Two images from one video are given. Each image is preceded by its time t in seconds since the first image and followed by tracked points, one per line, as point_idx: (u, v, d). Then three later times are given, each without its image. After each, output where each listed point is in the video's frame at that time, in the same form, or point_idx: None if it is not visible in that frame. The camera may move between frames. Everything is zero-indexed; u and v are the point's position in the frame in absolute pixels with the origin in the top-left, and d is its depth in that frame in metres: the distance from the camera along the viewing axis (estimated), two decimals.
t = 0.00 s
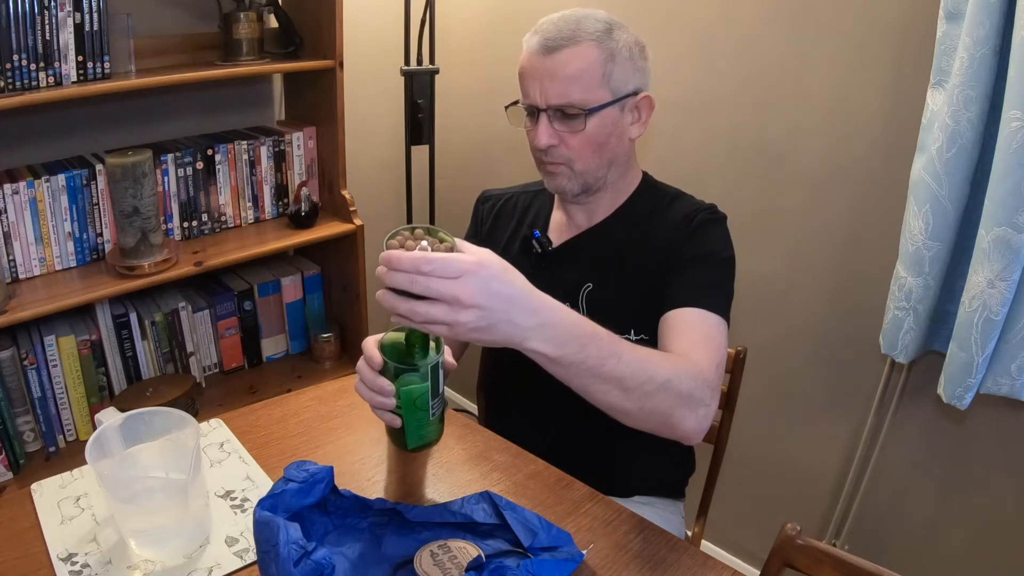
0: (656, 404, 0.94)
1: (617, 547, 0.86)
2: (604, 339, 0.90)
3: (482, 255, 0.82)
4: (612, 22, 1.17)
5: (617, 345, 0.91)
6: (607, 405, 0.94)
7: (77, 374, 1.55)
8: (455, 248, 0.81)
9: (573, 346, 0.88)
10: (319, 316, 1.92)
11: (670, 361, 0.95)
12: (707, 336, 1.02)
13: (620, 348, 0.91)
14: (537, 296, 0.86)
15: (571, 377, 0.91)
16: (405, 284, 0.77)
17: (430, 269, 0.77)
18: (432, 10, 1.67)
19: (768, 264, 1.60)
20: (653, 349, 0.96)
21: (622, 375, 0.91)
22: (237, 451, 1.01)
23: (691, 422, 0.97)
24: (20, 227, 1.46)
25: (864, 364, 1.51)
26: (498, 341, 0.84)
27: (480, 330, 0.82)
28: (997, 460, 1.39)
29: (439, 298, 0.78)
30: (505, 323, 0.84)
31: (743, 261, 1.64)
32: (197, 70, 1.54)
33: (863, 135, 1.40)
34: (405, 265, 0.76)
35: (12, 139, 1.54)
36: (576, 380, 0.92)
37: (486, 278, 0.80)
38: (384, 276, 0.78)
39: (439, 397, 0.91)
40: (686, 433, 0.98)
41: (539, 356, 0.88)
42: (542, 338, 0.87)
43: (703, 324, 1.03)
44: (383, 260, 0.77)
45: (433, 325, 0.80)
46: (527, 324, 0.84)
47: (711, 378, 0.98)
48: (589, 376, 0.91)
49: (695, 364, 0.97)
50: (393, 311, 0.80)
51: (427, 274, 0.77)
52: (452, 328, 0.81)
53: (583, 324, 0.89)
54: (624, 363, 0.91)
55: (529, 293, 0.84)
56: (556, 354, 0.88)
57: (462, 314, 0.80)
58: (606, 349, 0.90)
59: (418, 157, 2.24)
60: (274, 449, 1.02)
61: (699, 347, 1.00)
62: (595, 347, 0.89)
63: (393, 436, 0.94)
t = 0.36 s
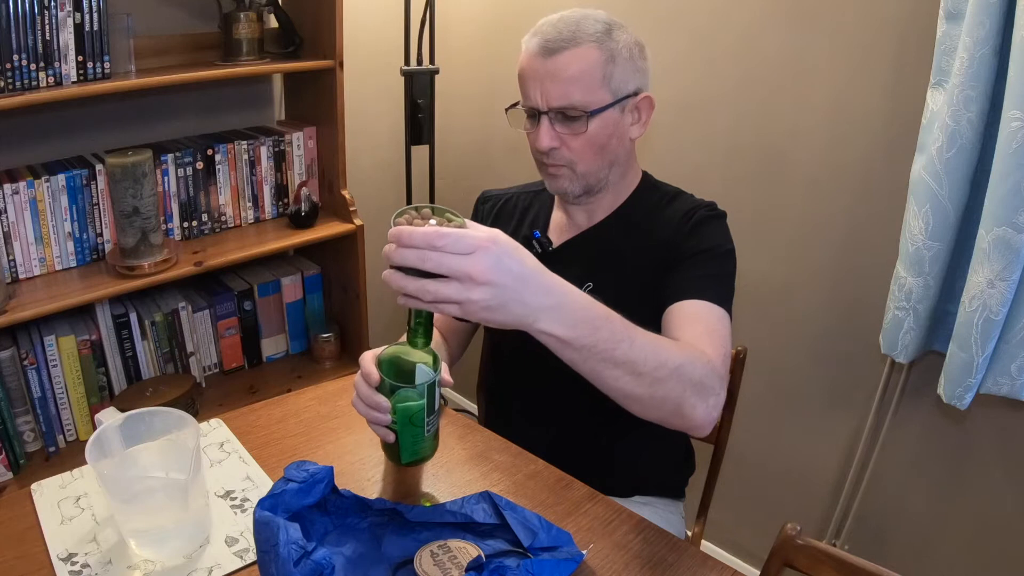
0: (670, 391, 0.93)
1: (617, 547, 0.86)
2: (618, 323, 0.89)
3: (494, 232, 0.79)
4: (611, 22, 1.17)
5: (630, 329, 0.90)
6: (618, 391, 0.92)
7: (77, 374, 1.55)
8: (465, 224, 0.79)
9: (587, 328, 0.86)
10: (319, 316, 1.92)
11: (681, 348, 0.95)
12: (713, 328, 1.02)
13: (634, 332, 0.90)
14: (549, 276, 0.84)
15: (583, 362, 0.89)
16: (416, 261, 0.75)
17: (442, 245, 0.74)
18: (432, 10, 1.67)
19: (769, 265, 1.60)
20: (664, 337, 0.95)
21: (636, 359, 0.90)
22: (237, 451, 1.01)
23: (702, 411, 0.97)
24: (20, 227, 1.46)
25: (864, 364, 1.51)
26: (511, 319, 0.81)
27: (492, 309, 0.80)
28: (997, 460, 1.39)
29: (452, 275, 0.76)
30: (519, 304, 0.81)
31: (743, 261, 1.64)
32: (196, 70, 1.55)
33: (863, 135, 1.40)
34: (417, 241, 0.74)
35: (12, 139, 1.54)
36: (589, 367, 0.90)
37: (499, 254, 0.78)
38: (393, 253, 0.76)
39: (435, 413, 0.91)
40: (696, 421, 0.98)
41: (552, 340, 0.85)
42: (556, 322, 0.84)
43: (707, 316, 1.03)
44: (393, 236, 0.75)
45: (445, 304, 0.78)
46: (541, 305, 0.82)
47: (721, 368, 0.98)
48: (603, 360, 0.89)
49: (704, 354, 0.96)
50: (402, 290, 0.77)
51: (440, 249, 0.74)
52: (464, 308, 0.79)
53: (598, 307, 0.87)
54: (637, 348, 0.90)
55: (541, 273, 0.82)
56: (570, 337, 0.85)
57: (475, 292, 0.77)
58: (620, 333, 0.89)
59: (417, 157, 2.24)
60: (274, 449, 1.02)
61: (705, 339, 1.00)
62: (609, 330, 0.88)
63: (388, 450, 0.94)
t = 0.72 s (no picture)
0: (693, 391, 0.92)
1: (617, 547, 0.86)
2: (641, 324, 0.87)
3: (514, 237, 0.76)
4: (607, 27, 1.16)
5: (652, 331, 0.88)
6: (642, 393, 0.91)
7: (77, 374, 1.55)
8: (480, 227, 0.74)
9: (612, 332, 0.84)
10: (319, 316, 1.92)
11: (701, 349, 0.94)
12: (725, 326, 1.01)
13: (655, 334, 0.88)
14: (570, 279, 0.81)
15: (609, 367, 0.86)
16: (441, 271, 0.70)
17: (469, 254, 0.70)
18: (432, 10, 1.67)
19: (769, 265, 1.60)
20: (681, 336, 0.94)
21: (661, 361, 0.88)
22: (237, 451, 1.01)
23: (723, 410, 0.96)
24: (20, 227, 1.46)
25: (863, 364, 1.51)
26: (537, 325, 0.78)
27: (521, 318, 0.76)
28: (996, 460, 1.39)
29: (480, 284, 0.72)
30: (545, 310, 0.78)
31: (743, 261, 1.64)
32: (196, 70, 1.55)
33: (863, 135, 1.40)
34: (445, 250, 0.69)
35: (12, 139, 1.54)
36: (612, 371, 0.88)
37: (526, 259, 0.75)
38: (412, 265, 0.70)
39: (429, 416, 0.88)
40: (716, 421, 0.96)
41: (577, 345, 0.83)
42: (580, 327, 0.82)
43: (719, 314, 1.03)
44: (415, 246, 0.69)
45: (472, 316, 0.73)
46: (565, 310, 0.80)
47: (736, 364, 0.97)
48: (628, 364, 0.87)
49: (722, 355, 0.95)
50: (424, 305, 0.72)
51: (467, 257, 0.70)
52: (491, 318, 0.74)
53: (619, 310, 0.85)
54: (661, 349, 0.88)
55: (562, 278, 0.79)
56: (596, 342, 0.83)
57: (504, 301, 0.74)
58: (644, 335, 0.87)
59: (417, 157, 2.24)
60: (274, 449, 1.02)
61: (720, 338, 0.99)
62: (633, 333, 0.86)
63: (371, 440, 0.91)
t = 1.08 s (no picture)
0: (698, 413, 0.91)
1: (617, 547, 0.86)
2: (644, 357, 0.88)
3: (515, 288, 0.78)
4: (602, 31, 1.15)
5: (656, 362, 0.89)
6: (649, 424, 0.91)
7: (77, 374, 1.55)
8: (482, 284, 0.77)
9: (617, 368, 0.85)
10: (319, 316, 1.92)
11: (705, 369, 0.93)
12: (727, 338, 1.01)
13: (659, 365, 0.89)
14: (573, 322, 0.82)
15: (617, 403, 0.87)
16: (445, 330, 0.72)
17: (470, 310, 0.72)
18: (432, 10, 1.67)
19: (769, 265, 1.60)
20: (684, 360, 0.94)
21: (666, 390, 0.88)
22: (237, 451, 1.01)
23: (727, 424, 0.95)
24: (20, 227, 1.46)
25: (864, 364, 1.51)
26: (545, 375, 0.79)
27: (528, 367, 0.78)
28: (996, 460, 1.39)
29: (484, 339, 0.74)
30: (551, 356, 0.79)
31: (743, 261, 1.64)
32: (196, 70, 1.55)
33: (862, 135, 1.40)
34: (447, 308, 0.71)
35: (12, 139, 1.54)
36: (620, 406, 0.88)
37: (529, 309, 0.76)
38: (415, 326, 0.72)
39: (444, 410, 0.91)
40: (722, 437, 0.96)
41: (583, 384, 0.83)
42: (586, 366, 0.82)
43: (721, 324, 1.03)
44: (417, 307, 0.71)
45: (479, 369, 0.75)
46: (571, 353, 0.81)
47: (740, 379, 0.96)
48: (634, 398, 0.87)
49: (727, 371, 0.95)
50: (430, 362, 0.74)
51: (471, 313, 0.73)
52: (499, 370, 0.76)
53: (621, 344, 0.86)
54: (667, 379, 0.88)
55: (566, 323, 0.81)
56: (603, 381, 0.84)
57: (510, 353, 0.75)
58: (647, 367, 0.87)
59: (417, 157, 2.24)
60: (274, 449, 1.02)
61: (722, 350, 0.99)
62: (637, 366, 0.86)
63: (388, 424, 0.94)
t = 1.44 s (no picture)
0: (691, 428, 0.91)
1: (618, 547, 0.86)
2: (632, 381, 0.87)
3: (500, 327, 0.77)
4: (601, 33, 1.15)
5: (644, 385, 0.88)
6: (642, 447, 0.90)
7: (77, 374, 1.55)
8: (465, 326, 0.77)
9: (606, 396, 0.84)
10: (319, 316, 1.92)
11: (695, 384, 0.93)
12: (723, 342, 1.02)
13: (646, 388, 0.88)
14: (558, 355, 0.82)
15: (607, 429, 0.86)
16: (430, 376, 0.73)
17: (453, 356, 0.73)
18: (432, 10, 1.66)
19: (768, 265, 1.60)
20: (673, 376, 0.94)
21: (656, 412, 0.88)
22: (237, 451, 1.01)
23: (721, 435, 0.94)
24: (20, 227, 1.46)
25: (864, 364, 1.51)
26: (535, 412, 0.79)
27: (518, 406, 0.77)
28: (996, 460, 1.39)
29: (469, 382, 0.74)
30: (540, 393, 0.78)
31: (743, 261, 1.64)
32: (196, 70, 1.55)
33: (862, 135, 1.40)
34: (430, 355, 0.72)
35: (12, 139, 1.54)
36: (611, 432, 0.87)
37: (514, 349, 0.76)
38: (401, 373, 0.73)
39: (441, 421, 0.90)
40: (718, 447, 0.95)
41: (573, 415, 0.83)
42: (574, 397, 0.82)
43: (719, 330, 1.04)
44: (401, 355, 0.72)
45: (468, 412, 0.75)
46: (559, 386, 0.80)
47: (734, 387, 0.96)
48: (624, 423, 0.87)
49: (720, 380, 0.95)
50: (418, 407, 0.74)
51: (455, 359, 0.73)
52: (487, 411, 0.76)
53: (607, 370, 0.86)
54: (656, 402, 0.88)
55: (550, 356, 0.80)
56: (591, 410, 0.84)
57: (497, 394, 0.75)
58: (635, 390, 0.87)
59: (417, 157, 2.24)
60: (274, 449, 1.02)
61: (719, 356, 1.00)
62: (625, 391, 0.86)
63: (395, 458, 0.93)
